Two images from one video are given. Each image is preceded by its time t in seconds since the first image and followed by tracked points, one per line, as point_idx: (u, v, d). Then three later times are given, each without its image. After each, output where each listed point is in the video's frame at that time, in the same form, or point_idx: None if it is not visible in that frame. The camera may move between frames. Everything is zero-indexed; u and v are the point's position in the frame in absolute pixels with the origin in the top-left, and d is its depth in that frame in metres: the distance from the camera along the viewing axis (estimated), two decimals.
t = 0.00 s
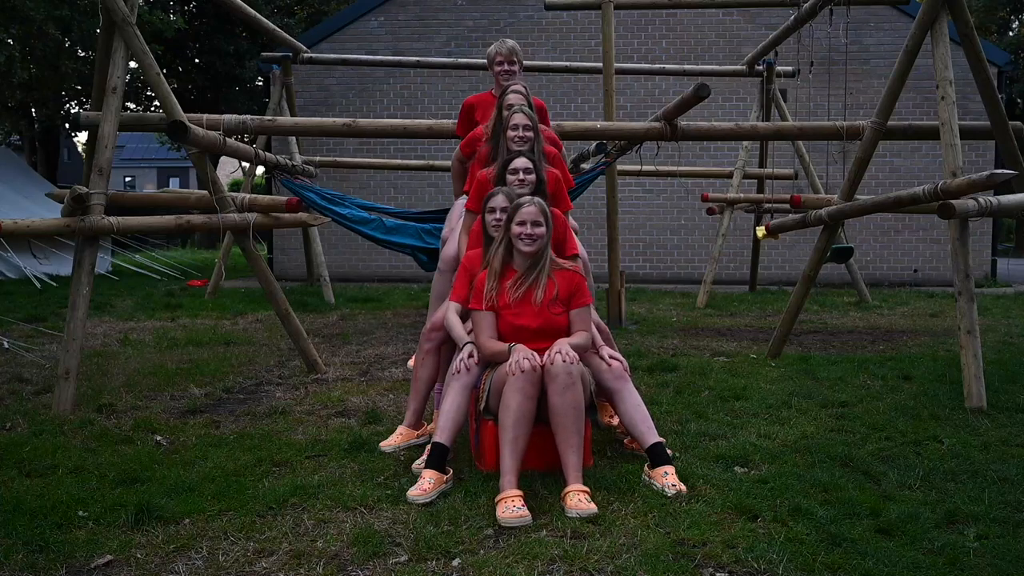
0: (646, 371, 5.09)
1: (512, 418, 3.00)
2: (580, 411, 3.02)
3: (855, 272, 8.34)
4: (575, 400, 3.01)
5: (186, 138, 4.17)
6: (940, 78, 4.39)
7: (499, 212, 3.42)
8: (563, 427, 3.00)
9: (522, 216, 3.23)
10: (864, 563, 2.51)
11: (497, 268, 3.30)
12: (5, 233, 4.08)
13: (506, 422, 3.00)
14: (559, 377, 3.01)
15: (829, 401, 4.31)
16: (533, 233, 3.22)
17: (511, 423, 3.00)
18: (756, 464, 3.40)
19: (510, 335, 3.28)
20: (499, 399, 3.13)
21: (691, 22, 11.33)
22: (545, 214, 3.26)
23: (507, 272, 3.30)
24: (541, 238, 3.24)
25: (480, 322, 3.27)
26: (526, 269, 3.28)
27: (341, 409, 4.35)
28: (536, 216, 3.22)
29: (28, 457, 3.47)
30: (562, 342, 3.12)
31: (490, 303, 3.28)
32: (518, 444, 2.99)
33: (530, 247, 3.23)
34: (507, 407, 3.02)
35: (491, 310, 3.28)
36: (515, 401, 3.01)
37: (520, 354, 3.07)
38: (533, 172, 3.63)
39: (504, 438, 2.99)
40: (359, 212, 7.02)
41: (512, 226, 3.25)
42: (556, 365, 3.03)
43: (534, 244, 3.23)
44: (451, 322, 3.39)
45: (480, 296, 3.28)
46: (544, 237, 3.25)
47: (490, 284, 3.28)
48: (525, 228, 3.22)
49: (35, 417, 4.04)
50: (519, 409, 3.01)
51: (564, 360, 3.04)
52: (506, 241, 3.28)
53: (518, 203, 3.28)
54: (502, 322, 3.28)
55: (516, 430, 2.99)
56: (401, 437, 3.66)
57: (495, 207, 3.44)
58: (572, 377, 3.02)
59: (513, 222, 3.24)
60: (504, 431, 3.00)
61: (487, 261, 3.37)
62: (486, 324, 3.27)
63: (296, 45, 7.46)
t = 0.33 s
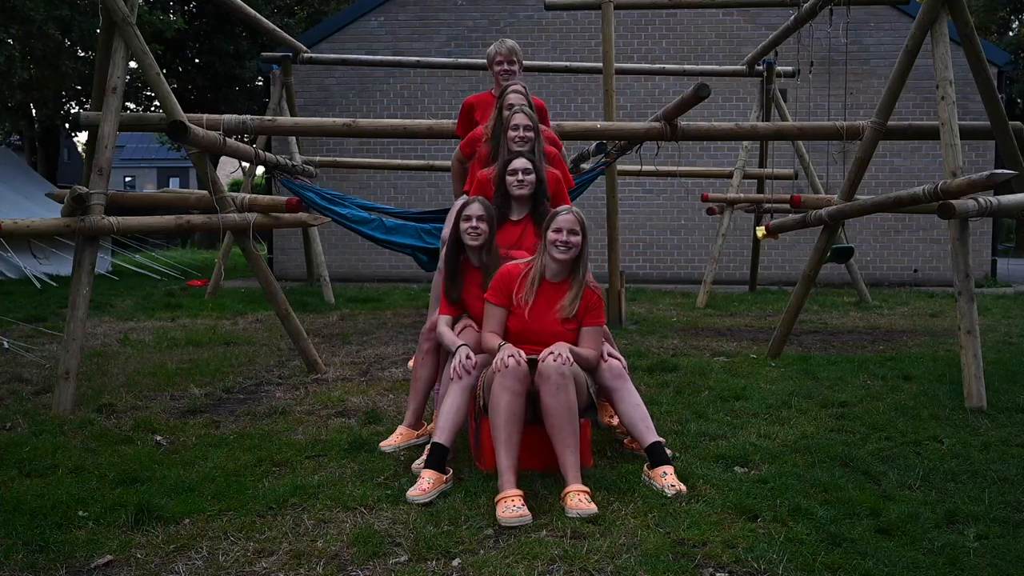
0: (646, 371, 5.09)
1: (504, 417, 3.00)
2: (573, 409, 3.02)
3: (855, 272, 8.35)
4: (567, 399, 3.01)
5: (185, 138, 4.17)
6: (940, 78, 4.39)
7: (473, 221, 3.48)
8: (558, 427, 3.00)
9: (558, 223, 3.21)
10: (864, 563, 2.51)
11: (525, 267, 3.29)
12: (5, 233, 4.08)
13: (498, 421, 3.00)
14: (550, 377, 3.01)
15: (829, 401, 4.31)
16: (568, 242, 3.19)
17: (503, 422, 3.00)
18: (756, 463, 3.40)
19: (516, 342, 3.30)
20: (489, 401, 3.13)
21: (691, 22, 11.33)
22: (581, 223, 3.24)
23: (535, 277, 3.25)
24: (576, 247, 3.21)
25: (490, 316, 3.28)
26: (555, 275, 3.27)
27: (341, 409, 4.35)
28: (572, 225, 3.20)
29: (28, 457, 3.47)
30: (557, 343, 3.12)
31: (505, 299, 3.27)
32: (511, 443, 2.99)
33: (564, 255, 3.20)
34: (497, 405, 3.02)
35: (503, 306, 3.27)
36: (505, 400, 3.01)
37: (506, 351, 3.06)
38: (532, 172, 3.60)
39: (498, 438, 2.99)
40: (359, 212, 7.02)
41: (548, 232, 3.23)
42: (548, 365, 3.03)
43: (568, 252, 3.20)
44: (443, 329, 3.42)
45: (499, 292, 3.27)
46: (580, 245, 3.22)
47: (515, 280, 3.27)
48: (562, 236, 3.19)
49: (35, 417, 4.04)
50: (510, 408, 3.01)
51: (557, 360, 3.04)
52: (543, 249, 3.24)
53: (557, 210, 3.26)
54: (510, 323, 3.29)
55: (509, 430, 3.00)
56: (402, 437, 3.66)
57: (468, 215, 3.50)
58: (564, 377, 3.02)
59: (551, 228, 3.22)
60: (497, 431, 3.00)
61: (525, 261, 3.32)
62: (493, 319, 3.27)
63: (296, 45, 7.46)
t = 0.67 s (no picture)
0: (646, 371, 5.09)
1: (507, 418, 3.00)
2: (575, 410, 3.02)
3: (855, 272, 8.34)
4: (571, 400, 3.01)
5: (185, 138, 4.17)
6: (940, 78, 4.39)
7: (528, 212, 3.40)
8: (560, 427, 3.00)
9: (530, 216, 3.23)
10: (864, 563, 2.51)
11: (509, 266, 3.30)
12: (5, 233, 4.08)
13: (501, 422, 3.00)
14: (554, 378, 3.01)
15: (829, 401, 4.31)
16: (541, 233, 3.21)
17: (506, 423, 3.00)
18: (756, 464, 3.40)
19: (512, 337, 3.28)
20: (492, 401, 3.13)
21: (691, 22, 11.33)
22: (553, 214, 3.26)
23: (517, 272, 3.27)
24: (548, 238, 3.22)
25: (483, 318, 3.27)
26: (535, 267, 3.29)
27: (341, 409, 4.35)
28: (544, 216, 3.21)
29: (28, 457, 3.47)
30: (558, 343, 3.12)
31: (494, 299, 3.27)
32: (514, 444, 2.99)
33: (537, 247, 3.21)
34: (500, 406, 3.02)
35: (495, 306, 3.27)
36: (509, 401, 3.01)
37: (512, 353, 3.06)
38: (500, 174, 3.67)
39: (500, 439, 2.99)
40: (359, 212, 7.02)
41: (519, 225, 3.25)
42: (551, 366, 3.03)
43: (540, 243, 3.21)
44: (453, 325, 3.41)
45: (485, 294, 3.27)
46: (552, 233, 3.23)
47: (498, 281, 3.28)
48: (534, 227, 3.21)
49: (35, 417, 4.04)
50: (513, 409, 3.01)
51: (560, 360, 3.04)
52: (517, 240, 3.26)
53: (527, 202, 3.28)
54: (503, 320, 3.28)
55: (512, 430, 3.00)
56: (402, 437, 3.66)
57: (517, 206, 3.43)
58: (567, 378, 3.02)
59: (523, 221, 3.24)
60: (500, 431, 3.00)
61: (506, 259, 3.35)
62: (490, 321, 3.26)
63: (296, 45, 7.46)
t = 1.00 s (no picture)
0: (646, 371, 5.09)
1: (514, 418, 3.00)
2: (585, 409, 3.02)
3: (855, 272, 8.34)
4: (578, 400, 3.01)
5: (185, 138, 4.17)
6: (940, 78, 4.39)
7: (565, 217, 3.43)
8: (568, 426, 3.01)
9: (490, 226, 3.22)
10: (864, 563, 2.51)
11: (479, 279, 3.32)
12: (6, 233, 4.08)
13: (506, 422, 3.00)
14: (565, 376, 3.01)
15: (829, 401, 4.32)
16: (503, 244, 3.20)
17: (511, 423, 3.00)
18: (756, 463, 3.40)
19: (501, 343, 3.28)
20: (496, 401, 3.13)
21: (691, 22, 11.33)
22: (514, 224, 3.24)
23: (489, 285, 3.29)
24: (511, 248, 3.22)
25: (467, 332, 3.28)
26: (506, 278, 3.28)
27: (341, 408, 4.34)
28: (505, 227, 3.21)
29: (28, 457, 3.47)
30: (570, 341, 3.12)
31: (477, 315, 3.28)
32: (518, 444, 2.99)
33: (501, 257, 3.21)
34: (507, 406, 3.02)
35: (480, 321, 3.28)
36: (516, 401, 3.01)
37: (518, 353, 3.06)
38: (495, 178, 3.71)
39: (504, 438, 2.99)
40: (359, 212, 7.02)
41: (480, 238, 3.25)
42: (563, 363, 3.03)
43: (503, 254, 3.22)
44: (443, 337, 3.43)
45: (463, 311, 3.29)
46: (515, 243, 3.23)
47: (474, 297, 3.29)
48: (495, 239, 3.20)
49: (35, 417, 4.04)
50: (519, 409, 3.01)
51: (571, 358, 3.04)
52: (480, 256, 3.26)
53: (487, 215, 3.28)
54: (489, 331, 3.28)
55: (516, 430, 3.00)
56: (401, 437, 3.66)
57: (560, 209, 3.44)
58: (578, 376, 3.02)
59: (483, 233, 3.23)
60: (505, 431, 3.00)
61: (472, 274, 3.36)
62: (476, 335, 3.25)
63: (297, 45, 7.47)
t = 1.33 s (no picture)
0: (645, 371, 5.09)
1: (509, 418, 3.00)
2: (580, 410, 3.02)
3: (855, 272, 8.34)
4: (572, 400, 3.01)
5: (185, 138, 4.17)
6: (940, 78, 4.39)
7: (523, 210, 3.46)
8: (562, 427, 3.00)
9: (521, 218, 3.21)
10: (864, 563, 2.51)
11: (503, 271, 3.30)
12: (5, 233, 4.08)
13: (502, 423, 3.00)
14: (557, 378, 3.00)
15: (829, 401, 4.31)
16: (533, 235, 3.20)
17: (507, 423, 3.00)
18: (756, 464, 3.40)
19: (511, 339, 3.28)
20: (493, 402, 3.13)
21: (691, 22, 11.33)
22: (543, 215, 3.24)
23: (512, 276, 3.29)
24: (540, 239, 3.21)
25: (477, 326, 3.28)
26: (530, 271, 3.28)
27: (341, 408, 4.35)
28: (534, 219, 3.20)
29: (28, 457, 3.47)
30: (564, 343, 3.12)
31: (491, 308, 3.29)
32: (515, 444, 2.99)
33: (530, 249, 3.20)
34: (502, 406, 3.02)
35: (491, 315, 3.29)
36: (510, 401, 3.01)
37: (512, 353, 3.07)
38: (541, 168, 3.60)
39: (501, 439, 2.99)
40: (359, 212, 7.02)
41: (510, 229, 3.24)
42: (554, 365, 3.02)
43: (533, 246, 3.20)
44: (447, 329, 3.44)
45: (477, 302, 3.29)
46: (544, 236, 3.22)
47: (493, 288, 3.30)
48: (525, 231, 3.19)
49: (35, 417, 4.04)
50: (514, 409, 3.01)
51: (562, 360, 3.04)
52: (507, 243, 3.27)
53: (517, 205, 3.26)
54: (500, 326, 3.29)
55: (512, 431, 3.00)
56: (401, 437, 3.66)
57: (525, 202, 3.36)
58: (570, 378, 3.01)
59: (513, 226, 3.22)
60: (501, 431, 3.00)
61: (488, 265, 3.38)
62: (483, 329, 3.27)
63: (297, 45, 7.47)
